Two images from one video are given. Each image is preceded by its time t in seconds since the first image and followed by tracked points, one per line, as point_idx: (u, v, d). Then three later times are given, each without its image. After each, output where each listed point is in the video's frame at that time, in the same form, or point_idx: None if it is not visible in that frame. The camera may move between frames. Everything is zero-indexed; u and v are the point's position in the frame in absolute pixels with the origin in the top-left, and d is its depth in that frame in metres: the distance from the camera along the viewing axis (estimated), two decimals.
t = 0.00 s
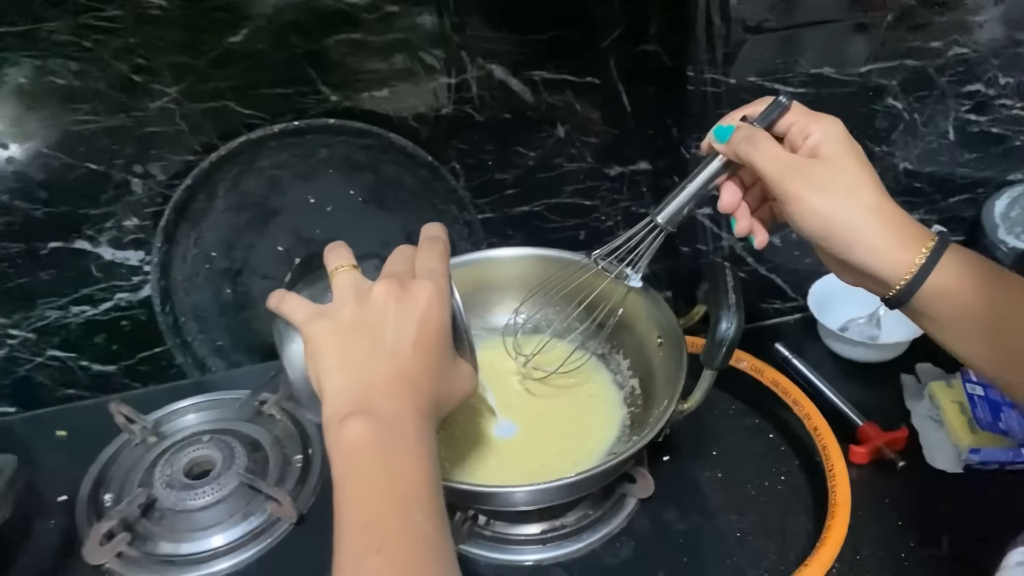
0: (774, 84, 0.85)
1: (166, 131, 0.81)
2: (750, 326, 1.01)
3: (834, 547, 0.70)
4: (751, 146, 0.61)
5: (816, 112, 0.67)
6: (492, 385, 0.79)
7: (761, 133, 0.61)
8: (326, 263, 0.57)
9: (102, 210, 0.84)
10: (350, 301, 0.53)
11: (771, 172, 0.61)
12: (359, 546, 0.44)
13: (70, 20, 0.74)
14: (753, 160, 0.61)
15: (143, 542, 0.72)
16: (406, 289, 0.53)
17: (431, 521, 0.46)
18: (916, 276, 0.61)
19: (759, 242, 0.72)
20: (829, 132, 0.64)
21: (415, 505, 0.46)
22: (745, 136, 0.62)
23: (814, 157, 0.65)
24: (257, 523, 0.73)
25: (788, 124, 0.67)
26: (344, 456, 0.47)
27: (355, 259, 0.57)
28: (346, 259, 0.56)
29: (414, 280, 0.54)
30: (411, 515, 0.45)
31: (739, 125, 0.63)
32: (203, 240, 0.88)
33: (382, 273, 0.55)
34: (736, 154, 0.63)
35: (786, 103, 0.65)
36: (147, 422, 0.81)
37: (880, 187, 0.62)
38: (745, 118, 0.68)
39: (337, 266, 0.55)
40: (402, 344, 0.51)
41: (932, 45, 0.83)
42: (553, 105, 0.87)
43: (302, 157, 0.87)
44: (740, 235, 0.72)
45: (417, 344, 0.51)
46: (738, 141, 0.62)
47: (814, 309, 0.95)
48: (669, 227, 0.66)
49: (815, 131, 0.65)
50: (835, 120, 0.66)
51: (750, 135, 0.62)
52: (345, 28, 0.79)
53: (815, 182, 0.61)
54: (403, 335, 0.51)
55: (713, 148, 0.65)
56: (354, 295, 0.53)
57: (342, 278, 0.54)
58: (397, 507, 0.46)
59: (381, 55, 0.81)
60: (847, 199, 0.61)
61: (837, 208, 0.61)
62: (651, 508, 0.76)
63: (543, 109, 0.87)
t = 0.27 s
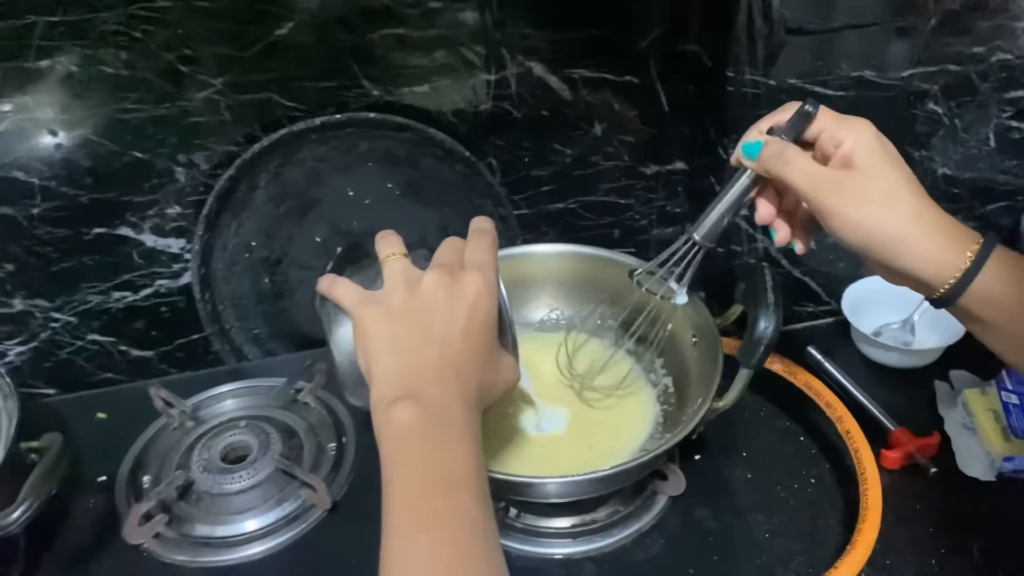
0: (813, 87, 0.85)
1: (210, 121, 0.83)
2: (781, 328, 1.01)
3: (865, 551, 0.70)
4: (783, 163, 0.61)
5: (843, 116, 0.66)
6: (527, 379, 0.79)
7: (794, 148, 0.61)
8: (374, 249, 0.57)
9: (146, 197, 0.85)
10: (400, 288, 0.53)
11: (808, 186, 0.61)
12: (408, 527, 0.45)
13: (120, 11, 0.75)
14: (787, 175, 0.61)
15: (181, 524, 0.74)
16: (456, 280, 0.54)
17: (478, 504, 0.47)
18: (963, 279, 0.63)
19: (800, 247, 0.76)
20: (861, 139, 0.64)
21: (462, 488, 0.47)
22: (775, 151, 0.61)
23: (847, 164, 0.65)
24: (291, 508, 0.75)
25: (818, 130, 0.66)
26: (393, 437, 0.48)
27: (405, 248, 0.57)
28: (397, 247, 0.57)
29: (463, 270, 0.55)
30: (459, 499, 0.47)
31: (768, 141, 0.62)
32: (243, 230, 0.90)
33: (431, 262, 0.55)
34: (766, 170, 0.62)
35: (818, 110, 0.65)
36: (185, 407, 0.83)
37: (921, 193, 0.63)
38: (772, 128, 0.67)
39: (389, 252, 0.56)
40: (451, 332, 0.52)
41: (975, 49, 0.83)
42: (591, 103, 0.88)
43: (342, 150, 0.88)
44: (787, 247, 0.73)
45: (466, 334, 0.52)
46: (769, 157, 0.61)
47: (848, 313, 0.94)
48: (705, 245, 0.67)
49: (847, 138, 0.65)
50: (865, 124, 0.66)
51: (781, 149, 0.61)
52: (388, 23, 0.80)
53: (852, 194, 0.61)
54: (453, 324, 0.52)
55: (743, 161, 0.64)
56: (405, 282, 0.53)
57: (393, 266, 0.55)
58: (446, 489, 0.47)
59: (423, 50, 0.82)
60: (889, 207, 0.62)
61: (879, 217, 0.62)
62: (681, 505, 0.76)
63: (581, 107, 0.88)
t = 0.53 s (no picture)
0: (840, 93, 0.85)
1: (240, 116, 0.84)
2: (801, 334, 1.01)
3: (884, 556, 0.69)
4: (775, 218, 0.61)
5: (816, 140, 0.68)
6: (548, 377, 0.80)
7: (784, 201, 0.61)
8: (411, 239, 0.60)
9: (175, 189, 0.86)
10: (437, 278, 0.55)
11: (807, 232, 0.62)
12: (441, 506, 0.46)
13: (156, 4, 0.76)
14: (782, 227, 0.62)
15: (204, 512, 0.75)
16: (491, 272, 0.55)
17: (509, 489, 0.48)
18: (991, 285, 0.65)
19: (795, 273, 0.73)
20: (843, 165, 0.66)
21: (495, 472, 0.48)
22: (765, 207, 0.61)
23: (832, 190, 0.67)
24: (313, 499, 0.75)
25: (799, 161, 0.68)
26: (427, 420, 0.49)
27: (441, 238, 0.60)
28: (434, 236, 0.59)
29: (498, 264, 0.56)
30: (491, 482, 0.47)
31: (751, 195, 0.61)
32: (271, 223, 0.91)
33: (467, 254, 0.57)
34: (759, 225, 0.62)
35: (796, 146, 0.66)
36: (209, 397, 0.84)
37: (916, 205, 0.66)
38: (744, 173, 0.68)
39: (426, 241, 0.58)
40: (486, 322, 0.53)
41: (1004, 59, 0.83)
42: (618, 105, 0.88)
43: (370, 146, 0.89)
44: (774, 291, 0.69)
45: (500, 324, 0.53)
46: (760, 215, 0.61)
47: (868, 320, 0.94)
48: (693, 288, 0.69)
49: (831, 166, 0.67)
50: (841, 146, 0.67)
51: (769, 203, 0.61)
52: (419, 22, 0.81)
53: (851, 228, 0.64)
54: (488, 314, 0.53)
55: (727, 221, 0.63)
56: (441, 270, 0.55)
57: (429, 254, 0.57)
58: (479, 472, 0.47)
59: (452, 49, 0.83)
60: (889, 228, 0.64)
61: (882, 241, 0.64)
62: (699, 506, 0.76)
63: (607, 109, 0.88)
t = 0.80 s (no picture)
0: (861, 102, 0.84)
1: (258, 114, 0.84)
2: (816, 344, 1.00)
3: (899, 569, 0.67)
4: (752, 219, 0.61)
5: (795, 142, 0.68)
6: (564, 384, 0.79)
7: (760, 201, 0.60)
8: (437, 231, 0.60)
9: (191, 187, 0.86)
10: (461, 270, 0.55)
11: (784, 232, 0.62)
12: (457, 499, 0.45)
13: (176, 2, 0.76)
14: (758, 227, 0.61)
15: (213, 511, 0.74)
16: (517, 266, 0.55)
17: (526, 487, 0.47)
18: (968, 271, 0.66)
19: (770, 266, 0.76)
20: (819, 166, 0.66)
21: (512, 468, 0.47)
22: (742, 208, 0.60)
23: (809, 189, 0.67)
24: (322, 500, 0.75)
25: (779, 162, 0.67)
26: (446, 411, 0.48)
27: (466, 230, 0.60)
28: (460, 228, 0.59)
29: (523, 260, 0.56)
30: (509, 478, 0.46)
31: (730, 197, 0.60)
32: (286, 223, 0.91)
33: (492, 248, 0.57)
34: (736, 225, 0.62)
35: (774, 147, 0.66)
36: (221, 396, 0.84)
37: (890, 203, 0.65)
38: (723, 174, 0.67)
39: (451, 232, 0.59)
40: (509, 315, 0.53)
41: None
42: (635, 111, 0.88)
43: (386, 147, 0.89)
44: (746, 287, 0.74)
45: (523, 319, 0.53)
46: (737, 215, 0.60)
47: (886, 331, 0.93)
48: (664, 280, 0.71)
49: (808, 168, 0.66)
50: (819, 147, 0.67)
51: (747, 204, 0.60)
52: (438, 24, 0.81)
53: (827, 228, 0.63)
54: (511, 307, 0.53)
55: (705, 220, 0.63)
56: (466, 262, 0.55)
57: (454, 244, 0.57)
58: (496, 467, 0.47)
59: (471, 52, 0.83)
60: (864, 227, 0.64)
61: (858, 240, 0.64)
62: (712, 517, 0.76)
63: (625, 114, 0.88)
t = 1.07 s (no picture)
0: (873, 113, 0.84)
1: (271, 117, 0.84)
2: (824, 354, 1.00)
3: None
4: (766, 247, 0.61)
5: (802, 166, 0.68)
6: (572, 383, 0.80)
7: (776, 229, 0.60)
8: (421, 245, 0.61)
9: (204, 188, 0.87)
10: (448, 282, 0.55)
11: (799, 257, 0.62)
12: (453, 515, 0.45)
13: (192, 4, 0.77)
14: (772, 254, 0.61)
15: (220, 510, 0.75)
16: (503, 273, 0.55)
17: (523, 498, 0.47)
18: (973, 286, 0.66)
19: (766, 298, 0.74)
20: (829, 189, 0.66)
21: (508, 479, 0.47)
22: (755, 237, 0.60)
23: (820, 212, 0.67)
24: (329, 502, 0.75)
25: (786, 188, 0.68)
26: (441, 425, 0.49)
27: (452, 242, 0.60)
28: (444, 240, 0.60)
29: (511, 266, 0.56)
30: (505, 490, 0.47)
31: (741, 225, 0.60)
32: (297, 225, 0.91)
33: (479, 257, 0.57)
34: (751, 254, 0.61)
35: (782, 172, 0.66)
36: (230, 396, 0.85)
37: (903, 221, 0.65)
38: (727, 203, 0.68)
39: (436, 246, 0.59)
40: (500, 323, 0.53)
41: None
42: (647, 118, 0.88)
43: (398, 151, 0.89)
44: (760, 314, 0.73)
45: (513, 325, 0.53)
46: (751, 244, 0.60)
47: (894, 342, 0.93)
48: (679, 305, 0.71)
49: (818, 191, 0.66)
50: (825, 170, 0.67)
51: (761, 232, 0.60)
52: (451, 29, 0.81)
53: (840, 253, 0.63)
54: (500, 315, 0.53)
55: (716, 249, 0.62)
56: (453, 274, 0.55)
57: (441, 258, 0.57)
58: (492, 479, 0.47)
59: (484, 58, 0.83)
60: (881, 246, 0.64)
61: (877, 261, 0.64)
62: (718, 525, 0.76)
63: (637, 121, 0.88)
